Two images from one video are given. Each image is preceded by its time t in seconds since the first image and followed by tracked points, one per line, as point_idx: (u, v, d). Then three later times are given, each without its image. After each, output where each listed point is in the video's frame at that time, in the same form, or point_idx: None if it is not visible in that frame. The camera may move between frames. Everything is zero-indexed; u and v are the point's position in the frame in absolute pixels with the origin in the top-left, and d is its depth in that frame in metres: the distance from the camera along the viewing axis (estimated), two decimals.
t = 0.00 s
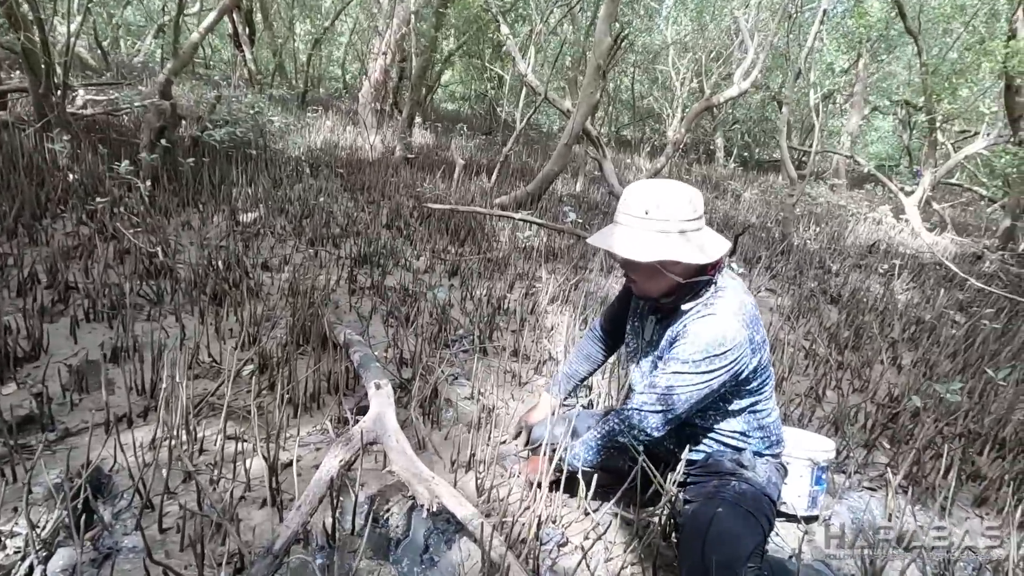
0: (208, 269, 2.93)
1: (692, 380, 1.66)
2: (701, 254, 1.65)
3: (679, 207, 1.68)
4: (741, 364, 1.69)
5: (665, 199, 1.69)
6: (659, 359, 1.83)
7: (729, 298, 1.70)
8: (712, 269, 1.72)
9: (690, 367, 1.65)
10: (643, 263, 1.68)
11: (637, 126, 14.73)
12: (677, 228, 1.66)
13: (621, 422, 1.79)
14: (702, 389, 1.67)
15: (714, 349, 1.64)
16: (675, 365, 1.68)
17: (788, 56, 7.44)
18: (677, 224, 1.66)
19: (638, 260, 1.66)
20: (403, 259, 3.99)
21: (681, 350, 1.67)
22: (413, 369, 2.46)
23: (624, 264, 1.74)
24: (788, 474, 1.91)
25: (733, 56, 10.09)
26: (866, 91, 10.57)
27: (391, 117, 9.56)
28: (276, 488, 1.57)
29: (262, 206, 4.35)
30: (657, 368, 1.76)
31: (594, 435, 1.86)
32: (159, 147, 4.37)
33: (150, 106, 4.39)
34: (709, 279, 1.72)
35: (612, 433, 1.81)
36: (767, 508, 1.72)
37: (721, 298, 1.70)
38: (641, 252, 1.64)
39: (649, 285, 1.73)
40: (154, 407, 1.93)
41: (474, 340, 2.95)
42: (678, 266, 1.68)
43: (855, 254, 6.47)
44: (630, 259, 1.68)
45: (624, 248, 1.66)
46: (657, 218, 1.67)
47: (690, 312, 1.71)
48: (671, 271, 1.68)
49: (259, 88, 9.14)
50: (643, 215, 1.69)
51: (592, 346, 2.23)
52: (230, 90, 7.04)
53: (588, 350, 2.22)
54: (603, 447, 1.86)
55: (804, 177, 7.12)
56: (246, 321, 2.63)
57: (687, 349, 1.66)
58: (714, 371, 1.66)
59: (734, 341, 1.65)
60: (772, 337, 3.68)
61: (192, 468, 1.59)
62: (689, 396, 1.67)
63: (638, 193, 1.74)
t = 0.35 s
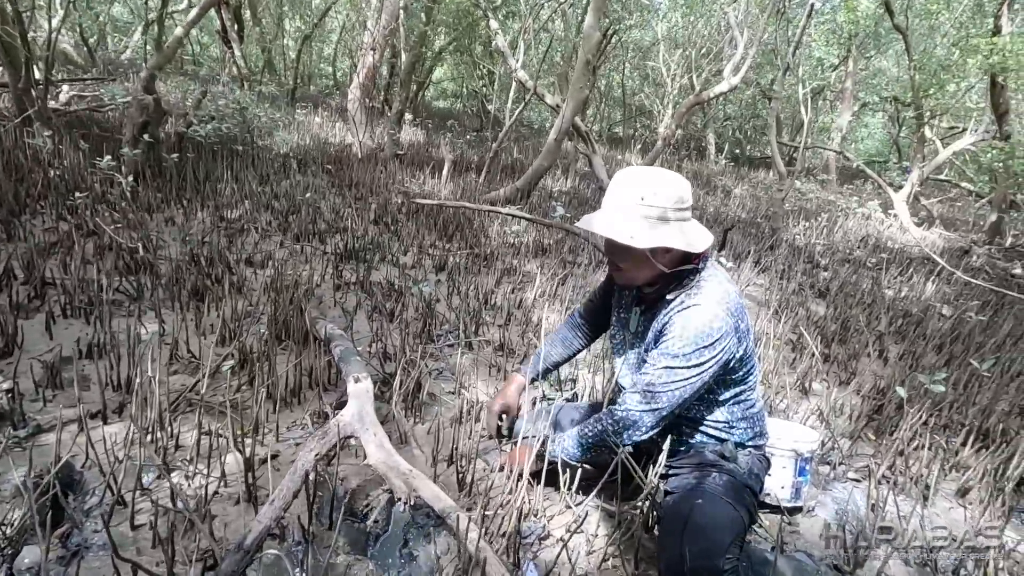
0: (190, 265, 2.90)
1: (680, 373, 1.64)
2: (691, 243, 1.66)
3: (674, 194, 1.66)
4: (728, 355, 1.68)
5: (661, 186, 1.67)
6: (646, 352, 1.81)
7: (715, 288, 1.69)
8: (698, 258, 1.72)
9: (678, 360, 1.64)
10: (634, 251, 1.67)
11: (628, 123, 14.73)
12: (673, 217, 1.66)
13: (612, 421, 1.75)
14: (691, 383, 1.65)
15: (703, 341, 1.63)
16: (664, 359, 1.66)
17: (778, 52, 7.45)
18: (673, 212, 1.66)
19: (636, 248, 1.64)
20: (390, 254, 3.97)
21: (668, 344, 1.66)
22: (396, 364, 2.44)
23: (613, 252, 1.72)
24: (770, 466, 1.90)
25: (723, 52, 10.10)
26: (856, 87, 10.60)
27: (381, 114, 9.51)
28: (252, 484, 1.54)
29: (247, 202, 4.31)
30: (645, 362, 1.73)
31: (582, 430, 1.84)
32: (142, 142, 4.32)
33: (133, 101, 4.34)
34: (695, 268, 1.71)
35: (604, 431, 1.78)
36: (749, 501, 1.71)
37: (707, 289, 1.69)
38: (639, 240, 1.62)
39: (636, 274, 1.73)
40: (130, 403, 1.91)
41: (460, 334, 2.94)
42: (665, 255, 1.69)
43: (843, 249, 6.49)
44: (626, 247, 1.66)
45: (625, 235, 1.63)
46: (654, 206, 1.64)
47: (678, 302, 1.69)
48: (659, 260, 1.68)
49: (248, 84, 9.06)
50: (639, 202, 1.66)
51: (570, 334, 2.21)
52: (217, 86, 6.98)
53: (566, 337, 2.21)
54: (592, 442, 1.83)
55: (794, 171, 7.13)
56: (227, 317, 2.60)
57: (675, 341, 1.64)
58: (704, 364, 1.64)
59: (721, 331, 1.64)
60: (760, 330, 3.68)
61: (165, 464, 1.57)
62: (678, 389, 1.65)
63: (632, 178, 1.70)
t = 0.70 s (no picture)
0: (171, 262, 2.86)
1: (645, 354, 1.65)
2: (663, 230, 1.71)
3: (651, 183, 1.72)
4: (693, 338, 1.70)
5: (642, 173, 1.72)
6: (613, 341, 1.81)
7: (678, 272, 1.73)
8: (661, 246, 1.76)
9: (643, 341, 1.64)
10: (612, 234, 1.67)
11: (620, 119, 14.72)
12: (651, 204, 1.71)
13: (580, 408, 1.74)
14: (657, 363, 1.65)
15: (668, 321, 1.64)
16: (628, 341, 1.66)
17: (768, 48, 7.44)
18: (651, 199, 1.71)
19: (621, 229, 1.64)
20: (377, 251, 3.93)
21: (633, 326, 1.66)
22: (380, 361, 2.41)
23: (590, 234, 1.69)
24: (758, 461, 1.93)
25: (714, 48, 10.09)
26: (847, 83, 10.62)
27: (371, 111, 9.45)
28: (227, 484, 1.52)
29: (233, 199, 4.27)
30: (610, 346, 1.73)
31: (546, 417, 1.82)
32: (125, 138, 4.26)
33: (115, 96, 4.28)
34: (657, 254, 1.76)
35: (571, 418, 1.76)
36: (727, 491, 1.71)
37: (668, 274, 1.72)
38: (629, 218, 1.62)
39: (608, 260, 1.73)
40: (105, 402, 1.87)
41: (446, 331, 2.91)
42: (636, 243, 1.72)
43: (833, 245, 6.50)
44: (611, 226, 1.65)
45: (617, 214, 1.62)
46: (637, 191, 1.68)
47: (643, 285, 1.71)
48: (630, 247, 1.71)
49: (236, 80, 8.96)
50: (624, 183, 1.68)
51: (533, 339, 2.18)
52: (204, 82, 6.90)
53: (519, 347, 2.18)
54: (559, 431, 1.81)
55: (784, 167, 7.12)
56: (209, 315, 2.57)
57: (639, 323, 1.65)
58: (670, 344, 1.65)
59: (685, 312, 1.66)
60: (748, 326, 3.67)
61: (137, 465, 1.53)
62: (646, 371, 1.65)
63: (612, 162, 1.72)
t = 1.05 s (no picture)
0: (156, 262, 2.80)
1: (592, 351, 1.64)
2: (613, 232, 1.68)
3: (593, 185, 1.67)
4: (648, 334, 1.69)
5: (582, 176, 1.68)
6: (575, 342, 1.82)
7: (631, 269, 1.73)
8: (618, 246, 1.77)
9: (589, 339, 1.64)
10: (559, 244, 1.68)
11: (616, 116, 14.67)
12: (594, 204, 1.66)
13: (529, 405, 1.73)
14: (604, 360, 1.65)
15: (615, 318, 1.64)
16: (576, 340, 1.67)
17: (762, 45, 7.40)
18: (594, 199, 1.66)
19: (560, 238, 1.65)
20: (367, 249, 3.87)
21: (580, 324, 1.67)
22: (369, 362, 2.37)
23: (539, 248, 1.71)
24: (747, 462, 1.85)
25: (708, 45, 10.03)
26: (842, 80, 10.59)
27: (364, 108, 9.36)
28: (208, 492, 1.47)
29: (221, 197, 4.20)
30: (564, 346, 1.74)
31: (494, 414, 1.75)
32: (111, 136, 4.19)
33: (100, 93, 4.20)
34: (612, 253, 1.76)
35: (519, 415, 1.72)
36: (709, 491, 1.67)
37: (622, 273, 1.72)
38: (565, 230, 1.63)
39: (563, 269, 1.73)
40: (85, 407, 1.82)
41: (438, 330, 2.87)
42: (588, 248, 1.71)
43: (829, 242, 6.47)
44: (552, 238, 1.67)
45: (548, 227, 1.64)
46: (574, 196, 1.65)
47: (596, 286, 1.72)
48: (582, 253, 1.70)
49: (228, 77, 8.87)
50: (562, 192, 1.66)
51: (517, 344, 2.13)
52: (193, 78, 6.81)
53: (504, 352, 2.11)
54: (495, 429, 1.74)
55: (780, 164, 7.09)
56: (194, 316, 2.51)
57: (587, 322, 1.66)
58: (620, 341, 1.64)
59: (635, 310, 1.65)
60: (745, 324, 3.64)
61: (114, 472, 1.48)
62: (590, 368, 1.65)
63: (553, 169, 1.71)
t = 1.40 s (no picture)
0: (146, 262, 2.77)
1: (590, 353, 1.63)
2: (611, 235, 1.66)
3: (579, 188, 1.65)
4: (647, 335, 1.67)
5: (568, 182, 1.66)
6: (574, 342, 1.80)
7: (630, 268, 1.71)
8: (617, 247, 1.74)
9: (586, 339, 1.62)
10: (556, 254, 1.66)
11: (611, 114, 14.64)
12: (585, 207, 1.64)
13: (528, 407, 1.70)
14: (603, 361, 1.63)
15: (613, 318, 1.62)
16: (574, 340, 1.65)
17: (756, 43, 7.38)
18: (584, 203, 1.64)
19: (556, 250, 1.64)
20: (361, 249, 3.83)
21: (579, 326, 1.65)
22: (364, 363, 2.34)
23: (537, 258, 1.71)
24: (745, 458, 1.85)
25: (703, 44, 10.01)
26: (836, 77, 10.58)
27: (358, 107, 9.30)
28: (197, 498, 1.44)
29: (212, 196, 4.16)
30: (561, 345, 1.72)
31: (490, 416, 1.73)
32: (99, 134, 4.13)
33: (89, 91, 4.14)
34: (612, 252, 1.73)
35: (517, 415, 1.70)
36: (705, 491, 1.66)
37: (622, 274, 1.69)
38: (559, 243, 1.62)
39: (564, 275, 1.73)
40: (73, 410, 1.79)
41: (433, 330, 2.84)
42: (586, 252, 1.68)
43: (824, 240, 6.46)
44: (549, 250, 1.65)
45: (542, 242, 1.62)
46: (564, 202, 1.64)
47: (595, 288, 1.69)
48: (580, 258, 1.68)
49: (220, 75, 8.78)
50: (549, 203, 1.65)
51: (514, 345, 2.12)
52: (185, 76, 6.74)
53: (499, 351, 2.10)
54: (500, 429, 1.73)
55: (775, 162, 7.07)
56: (185, 317, 2.47)
57: (585, 322, 1.64)
58: (619, 342, 1.63)
59: (634, 312, 1.63)
60: (741, 323, 3.62)
61: (102, 478, 1.45)
62: (587, 369, 1.63)
63: (537, 178, 1.68)
